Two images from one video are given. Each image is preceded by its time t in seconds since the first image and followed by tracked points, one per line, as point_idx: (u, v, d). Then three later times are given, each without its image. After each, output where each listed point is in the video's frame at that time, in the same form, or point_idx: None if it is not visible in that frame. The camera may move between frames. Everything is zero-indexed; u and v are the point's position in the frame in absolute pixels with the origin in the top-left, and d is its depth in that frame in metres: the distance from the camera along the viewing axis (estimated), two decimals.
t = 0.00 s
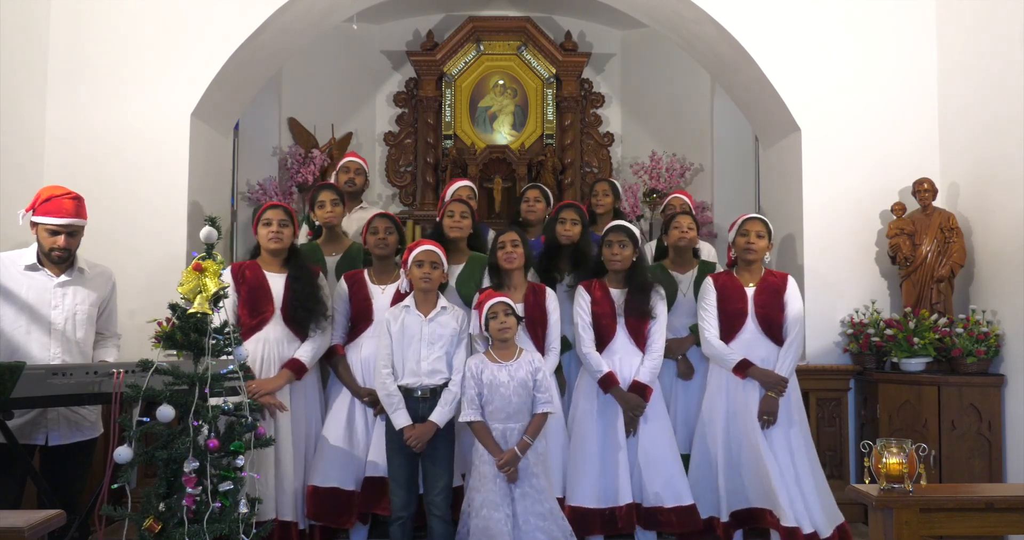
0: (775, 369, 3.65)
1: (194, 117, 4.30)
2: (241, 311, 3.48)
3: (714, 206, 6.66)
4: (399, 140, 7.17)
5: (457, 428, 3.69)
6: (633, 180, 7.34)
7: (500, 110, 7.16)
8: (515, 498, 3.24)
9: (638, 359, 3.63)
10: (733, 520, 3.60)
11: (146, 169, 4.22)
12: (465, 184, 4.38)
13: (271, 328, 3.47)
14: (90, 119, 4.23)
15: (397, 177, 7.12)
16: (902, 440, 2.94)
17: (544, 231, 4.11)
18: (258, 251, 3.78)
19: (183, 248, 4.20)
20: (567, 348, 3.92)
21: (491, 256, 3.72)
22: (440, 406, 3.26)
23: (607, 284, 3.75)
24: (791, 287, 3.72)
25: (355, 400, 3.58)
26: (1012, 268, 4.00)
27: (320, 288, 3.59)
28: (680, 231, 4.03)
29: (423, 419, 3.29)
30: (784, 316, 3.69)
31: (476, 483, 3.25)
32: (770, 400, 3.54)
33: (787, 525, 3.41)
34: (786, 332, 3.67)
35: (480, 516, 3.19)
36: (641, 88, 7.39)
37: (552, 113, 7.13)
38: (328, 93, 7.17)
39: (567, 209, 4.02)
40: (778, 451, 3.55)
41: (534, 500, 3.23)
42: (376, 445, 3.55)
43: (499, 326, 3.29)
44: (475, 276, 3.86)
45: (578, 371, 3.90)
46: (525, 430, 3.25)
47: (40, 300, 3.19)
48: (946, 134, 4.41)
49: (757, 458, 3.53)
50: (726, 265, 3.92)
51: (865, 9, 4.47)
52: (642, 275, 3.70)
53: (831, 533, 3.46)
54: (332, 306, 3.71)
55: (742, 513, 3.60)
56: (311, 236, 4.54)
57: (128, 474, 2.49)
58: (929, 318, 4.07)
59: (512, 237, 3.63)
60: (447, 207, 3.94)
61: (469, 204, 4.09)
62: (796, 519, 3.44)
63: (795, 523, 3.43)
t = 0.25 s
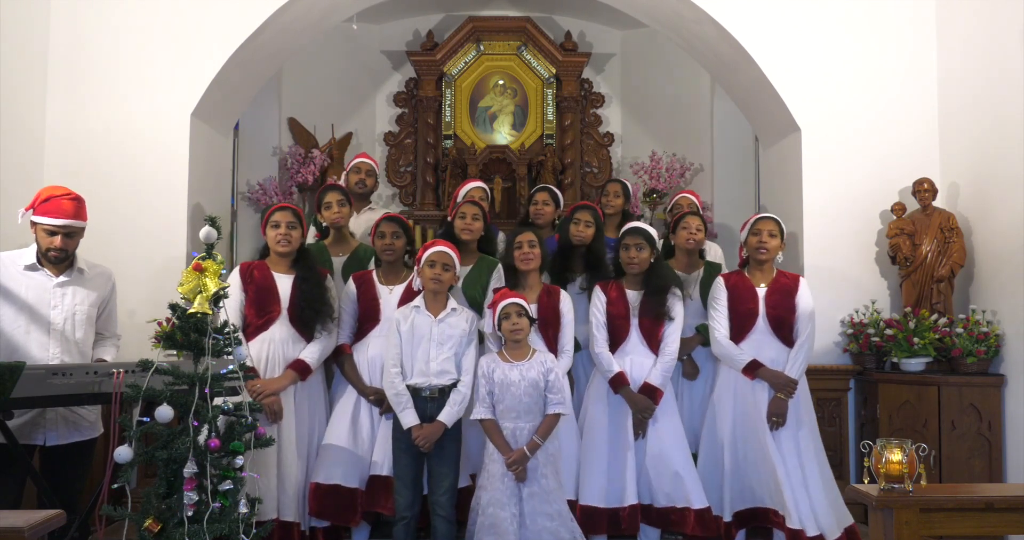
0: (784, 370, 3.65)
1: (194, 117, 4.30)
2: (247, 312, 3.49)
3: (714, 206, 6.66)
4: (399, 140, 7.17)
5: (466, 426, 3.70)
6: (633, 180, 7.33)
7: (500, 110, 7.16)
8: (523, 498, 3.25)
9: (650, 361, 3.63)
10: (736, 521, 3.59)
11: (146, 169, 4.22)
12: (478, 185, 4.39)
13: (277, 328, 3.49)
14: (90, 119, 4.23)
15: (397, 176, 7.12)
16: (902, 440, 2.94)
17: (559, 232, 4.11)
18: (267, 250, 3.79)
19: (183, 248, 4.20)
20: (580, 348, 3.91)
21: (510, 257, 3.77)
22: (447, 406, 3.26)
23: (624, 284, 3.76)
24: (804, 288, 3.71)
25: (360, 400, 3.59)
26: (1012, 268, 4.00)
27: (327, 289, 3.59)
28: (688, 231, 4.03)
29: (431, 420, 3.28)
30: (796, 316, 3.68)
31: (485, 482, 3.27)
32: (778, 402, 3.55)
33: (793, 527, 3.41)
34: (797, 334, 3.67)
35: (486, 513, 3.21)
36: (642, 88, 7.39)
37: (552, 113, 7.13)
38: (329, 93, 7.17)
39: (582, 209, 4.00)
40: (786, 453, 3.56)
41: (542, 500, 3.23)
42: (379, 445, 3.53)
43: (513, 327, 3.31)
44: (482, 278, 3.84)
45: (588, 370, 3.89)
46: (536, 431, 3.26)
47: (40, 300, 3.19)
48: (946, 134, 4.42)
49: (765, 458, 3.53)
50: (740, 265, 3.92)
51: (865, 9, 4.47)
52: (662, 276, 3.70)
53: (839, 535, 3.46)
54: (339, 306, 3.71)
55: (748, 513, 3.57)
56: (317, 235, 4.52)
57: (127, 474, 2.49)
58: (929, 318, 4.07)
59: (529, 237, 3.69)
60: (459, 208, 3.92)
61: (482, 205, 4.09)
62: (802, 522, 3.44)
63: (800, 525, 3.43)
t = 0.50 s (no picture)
0: (791, 371, 3.64)
1: (194, 117, 4.30)
2: (249, 312, 3.49)
3: (714, 206, 6.66)
4: (399, 140, 7.17)
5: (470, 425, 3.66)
6: (633, 180, 7.33)
7: (501, 110, 7.16)
8: (529, 498, 3.24)
9: (657, 361, 3.63)
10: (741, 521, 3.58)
11: (146, 169, 4.22)
12: (482, 184, 4.40)
13: (280, 328, 3.48)
14: (89, 119, 4.23)
15: (397, 176, 7.12)
16: (902, 440, 2.94)
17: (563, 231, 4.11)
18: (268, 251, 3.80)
19: (183, 248, 4.20)
20: (586, 348, 3.88)
21: (523, 258, 3.78)
22: (451, 406, 3.26)
23: (630, 285, 3.78)
24: (810, 287, 3.73)
25: (362, 400, 3.59)
26: (1012, 269, 4.00)
27: (331, 290, 3.60)
28: (688, 231, 4.05)
29: (433, 420, 3.28)
30: (802, 315, 3.69)
31: (492, 482, 3.26)
32: (786, 402, 3.55)
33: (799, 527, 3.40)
34: (805, 334, 3.68)
35: (492, 513, 3.21)
36: (642, 88, 7.39)
37: (552, 113, 7.13)
38: (329, 93, 7.17)
39: (586, 209, 4.00)
40: (793, 453, 3.55)
41: (548, 501, 3.22)
42: (382, 444, 3.51)
43: (521, 328, 3.32)
44: (485, 278, 3.83)
45: (597, 369, 3.87)
46: (544, 431, 3.26)
47: (40, 300, 3.19)
48: (946, 134, 4.41)
49: (772, 458, 3.53)
50: (746, 265, 3.94)
51: (865, 9, 4.47)
52: (669, 276, 3.71)
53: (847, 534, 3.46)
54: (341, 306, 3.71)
55: (754, 513, 3.59)
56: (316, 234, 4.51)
57: (127, 474, 2.49)
58: (929, 318, 4.07)
59: (543, 238, 3.70)
60: (463, 208, 3.94)
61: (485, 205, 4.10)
62: (808, 522, 3.44)
63: (807, 526, 3.43)
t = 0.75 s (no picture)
0: (791, 371, 3.64)
1: (194, 117, 4.30)
2: (247, 313, 3.49)
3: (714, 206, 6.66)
4: (399, 140, 7.17)
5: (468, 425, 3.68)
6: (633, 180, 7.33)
7: (500, 110, 7.16)
8: (531, 498, 3.25)
9: (657, 360, 3.64)
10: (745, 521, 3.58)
11: (146, 169, 4.22)
12: (475, 185, 4.39)
13: (279, 329, 3.48)
14: (89, 120, 4.23)
15: (397, 176, 7.12)
16: (901, 440, 2.94)
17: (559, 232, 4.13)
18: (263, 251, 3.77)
19: (183, 248, 4.20)
20: (585, 348, 3.88)
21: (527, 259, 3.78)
22: (449, 406, 3.26)
23: (628, 285, 3.77)
24: (809, 286, 3.73)
25: (359, 401, 3.58)
26: (1012, 269, 4.00)
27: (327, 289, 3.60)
28: (676, 231, 4.05)
29: (432, 420, 3.28)
30: (801, 314, 3.69)
31: (494, 482, 3.27)
32: (786, 402, 3.54)
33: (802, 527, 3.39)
34: (804, 333, 3.68)
35: (494, 513, 3.21)
36: (642, 88, 7.39)
37: (552, 113, 7.13)
38: (329, 93, 7.17)
39: (580, 209, 4.02)
40: (794, 452, 3.54)
41: (551, 502, 3.22)
42: (379, 445, 3.50)
43: (525, 328, 3.32)
44: (483, 277, 3.84)
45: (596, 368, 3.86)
46: (547, 432, 3.26)
47: (40, 300, 3.19)
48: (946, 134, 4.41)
49: (773, 458, 3.53)
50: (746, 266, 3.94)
51: (865, 9, 4.47)
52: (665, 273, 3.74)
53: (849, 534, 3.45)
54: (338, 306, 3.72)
55: (756, 513, 3.59)
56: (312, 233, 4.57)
57: (127, 474, 2.49)
58: (929, 318, 4.07)
59: (549, 240, 3.70)
60: (453, 209, 3.94)
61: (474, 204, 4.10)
62: (810, 522, 3.42)
63: (809, 525, 3.41)
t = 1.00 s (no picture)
0: (782, 369, 3.65)
1: (194, 117, 4.30)
2: (241, 313, 3.46)
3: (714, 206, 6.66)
4: (399, 140, 7.16)
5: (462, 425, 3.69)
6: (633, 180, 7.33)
7: (500, 110, 7.16)
8: (528, 499, 3.25)
9: (649, 358, 3.65)
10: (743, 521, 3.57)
11: (146, 170, 4.22)
12: (462, 183, 4.38)
13: (274, 329, 3.48)
14: (89, 119, 4.23)
15: (397, 177, 7.12)
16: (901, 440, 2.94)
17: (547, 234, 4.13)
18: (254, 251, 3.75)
19: (183, 248, 4.20)
20: (577, 347, 3.88)
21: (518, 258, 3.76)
22: (443, 406, 3.27)
23: (617, 285, 3.76)
24: (799, 287, 3.72)
25: (354, 401, 3.58)
26: (1012, 269, 4.00)
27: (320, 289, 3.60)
28: (661, 232, 4.06)
29: (426, 419, 3.29)
30: (792, 315, 3.69)
31: (492, 483, 3.26)
32: (777, 400, 3.54)
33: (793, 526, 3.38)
34: (795, 332, 3.68)
35: (492, 514, 3.21)
36: (642, 88, 7.39)
37: (552, 113, 7.13)
38: (328, 93, 7.17)
39: (565, 209, 4.03)
40: (787, 452, 3.54)
41: (548, 502, 3.23)
42: (375, 444, 3.52)
43: (524, 327, 3.32)
44: (474, 275, 3.85)
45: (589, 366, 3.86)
46: (543, 432, 3.26)
47: (40, 300, 3.20)
48: (946, 134, 4.41)
49: (767, 458, 3.53)
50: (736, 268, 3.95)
51: (865, 9, 4.47)
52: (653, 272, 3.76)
53: (846, 533, 3.45)
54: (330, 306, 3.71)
55: (753, 512, 3.59)
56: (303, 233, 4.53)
57: (127, 474, 2.50)
58: (929, 318, 4.07)
59: (543, 240, 3.69)
60: (437, 209, 3.94)
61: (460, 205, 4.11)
62: (803, 521, 3.41)
63: (802, 524, 3.40)
